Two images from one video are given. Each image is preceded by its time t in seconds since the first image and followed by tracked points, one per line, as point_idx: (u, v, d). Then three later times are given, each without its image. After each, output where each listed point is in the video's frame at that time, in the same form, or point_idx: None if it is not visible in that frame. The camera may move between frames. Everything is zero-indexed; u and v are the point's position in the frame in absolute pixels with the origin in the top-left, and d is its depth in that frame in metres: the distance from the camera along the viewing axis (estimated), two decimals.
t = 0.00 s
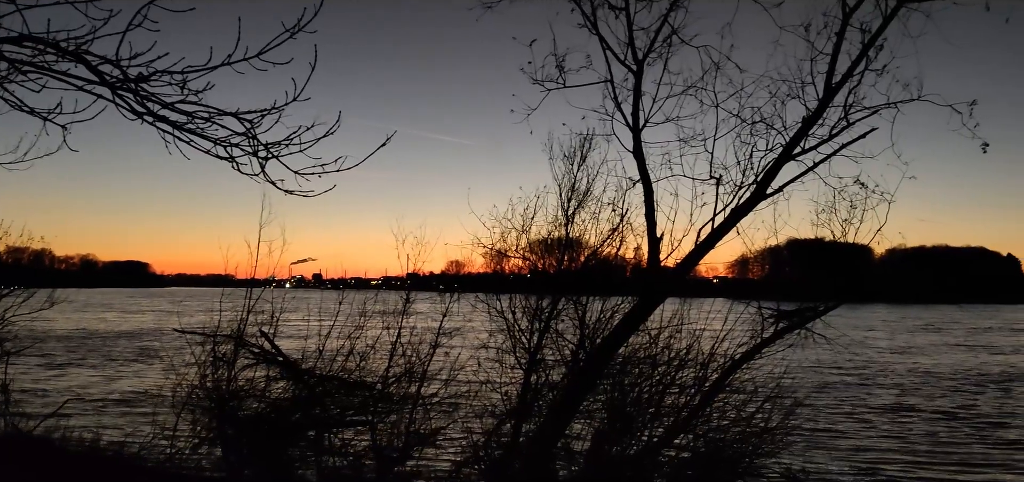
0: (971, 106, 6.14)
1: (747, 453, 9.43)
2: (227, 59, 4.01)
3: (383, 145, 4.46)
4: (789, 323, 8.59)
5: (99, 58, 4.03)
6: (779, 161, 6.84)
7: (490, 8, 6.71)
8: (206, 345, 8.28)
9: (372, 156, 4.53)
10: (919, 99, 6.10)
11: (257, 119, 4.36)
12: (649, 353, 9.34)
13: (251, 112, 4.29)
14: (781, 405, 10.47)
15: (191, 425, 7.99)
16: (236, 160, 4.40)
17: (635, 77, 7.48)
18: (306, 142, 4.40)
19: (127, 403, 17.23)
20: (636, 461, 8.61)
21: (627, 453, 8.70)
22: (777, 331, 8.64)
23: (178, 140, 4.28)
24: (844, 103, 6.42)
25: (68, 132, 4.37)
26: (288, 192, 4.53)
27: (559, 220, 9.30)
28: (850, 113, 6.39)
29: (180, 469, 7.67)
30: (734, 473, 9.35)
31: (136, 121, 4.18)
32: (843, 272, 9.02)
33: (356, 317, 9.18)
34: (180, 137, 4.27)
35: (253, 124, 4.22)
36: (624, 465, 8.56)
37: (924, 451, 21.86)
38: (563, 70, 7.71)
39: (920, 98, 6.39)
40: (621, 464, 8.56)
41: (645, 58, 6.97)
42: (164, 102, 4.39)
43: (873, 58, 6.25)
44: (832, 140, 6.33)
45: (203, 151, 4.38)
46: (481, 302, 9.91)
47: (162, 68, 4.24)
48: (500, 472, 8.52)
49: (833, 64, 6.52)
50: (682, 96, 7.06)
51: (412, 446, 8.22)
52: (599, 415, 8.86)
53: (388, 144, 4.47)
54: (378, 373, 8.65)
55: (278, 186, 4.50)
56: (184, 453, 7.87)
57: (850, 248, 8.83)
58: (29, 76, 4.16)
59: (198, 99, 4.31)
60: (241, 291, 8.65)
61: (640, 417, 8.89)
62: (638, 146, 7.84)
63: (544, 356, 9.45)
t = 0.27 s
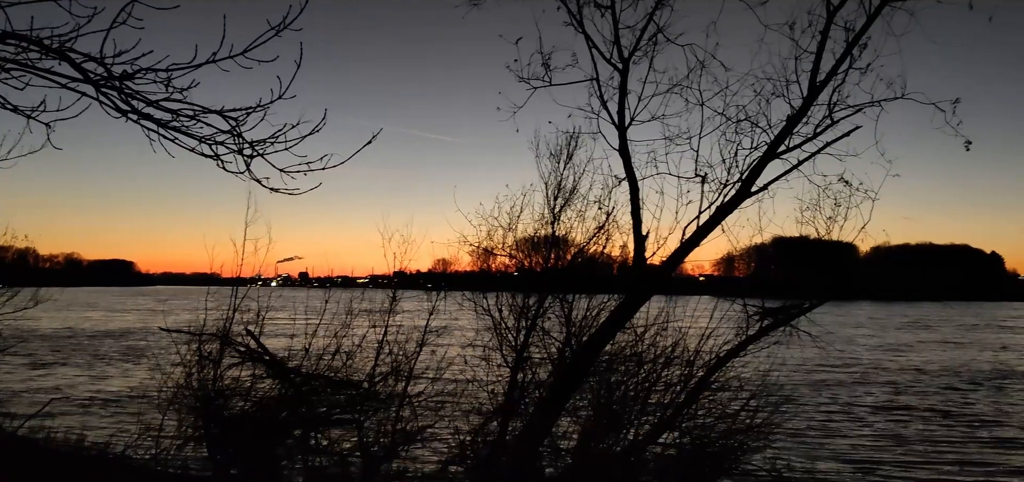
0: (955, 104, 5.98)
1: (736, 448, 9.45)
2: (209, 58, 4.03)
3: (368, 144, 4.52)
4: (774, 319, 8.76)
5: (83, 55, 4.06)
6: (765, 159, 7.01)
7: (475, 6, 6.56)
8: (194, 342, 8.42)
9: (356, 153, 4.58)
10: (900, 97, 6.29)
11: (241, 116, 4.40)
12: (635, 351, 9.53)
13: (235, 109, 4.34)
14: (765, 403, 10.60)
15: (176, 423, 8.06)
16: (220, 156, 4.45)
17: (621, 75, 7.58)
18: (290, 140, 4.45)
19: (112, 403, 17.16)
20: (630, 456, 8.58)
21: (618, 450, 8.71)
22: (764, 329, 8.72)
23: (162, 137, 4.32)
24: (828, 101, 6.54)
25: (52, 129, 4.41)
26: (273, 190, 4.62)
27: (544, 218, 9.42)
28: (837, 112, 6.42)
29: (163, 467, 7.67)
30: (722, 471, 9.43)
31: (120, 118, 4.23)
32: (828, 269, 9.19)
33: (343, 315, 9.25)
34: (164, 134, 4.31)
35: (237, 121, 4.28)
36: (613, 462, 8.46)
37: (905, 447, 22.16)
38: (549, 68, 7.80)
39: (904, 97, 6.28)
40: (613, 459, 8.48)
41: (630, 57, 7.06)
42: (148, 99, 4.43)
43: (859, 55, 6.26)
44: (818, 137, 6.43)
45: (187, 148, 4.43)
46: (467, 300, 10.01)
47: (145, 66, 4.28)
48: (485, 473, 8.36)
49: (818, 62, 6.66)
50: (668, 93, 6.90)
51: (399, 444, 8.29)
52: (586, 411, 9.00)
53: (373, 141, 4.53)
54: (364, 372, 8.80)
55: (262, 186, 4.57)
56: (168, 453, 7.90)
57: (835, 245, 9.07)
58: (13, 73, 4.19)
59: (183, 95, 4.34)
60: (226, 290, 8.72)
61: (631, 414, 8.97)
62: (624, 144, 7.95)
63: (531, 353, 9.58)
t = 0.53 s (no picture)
0: (938, 102, 6.50)
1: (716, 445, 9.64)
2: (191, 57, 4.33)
3: (348, 142, 4.75)
4: (756, 315, 8.94)
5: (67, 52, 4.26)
6: (746, 156, 7.16)
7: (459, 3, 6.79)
8: (175, 341, 8.45)
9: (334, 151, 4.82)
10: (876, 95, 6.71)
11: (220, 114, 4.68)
12: (618, 348, 9.64)
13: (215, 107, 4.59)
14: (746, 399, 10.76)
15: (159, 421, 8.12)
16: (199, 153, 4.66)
17: (604, 72, 7.74)
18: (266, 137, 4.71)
19: (94, 401, 17.09)
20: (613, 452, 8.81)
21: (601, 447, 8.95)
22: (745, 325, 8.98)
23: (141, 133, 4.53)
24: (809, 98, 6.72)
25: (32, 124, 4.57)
26: (254, 188, 4.90)
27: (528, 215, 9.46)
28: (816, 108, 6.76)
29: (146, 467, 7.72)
30: (703, 466, 9.60)
31: (100, 114, 4.43)
32: (808, 267, 9.49)
33: (326, 312, 9.28)
34: (144, 130, 4.51)
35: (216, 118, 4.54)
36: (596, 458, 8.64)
37: (882, 442, 22.57)
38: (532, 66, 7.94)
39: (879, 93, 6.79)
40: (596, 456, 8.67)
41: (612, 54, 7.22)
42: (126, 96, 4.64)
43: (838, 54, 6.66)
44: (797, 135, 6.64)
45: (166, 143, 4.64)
46: (450, 298, 10.05)
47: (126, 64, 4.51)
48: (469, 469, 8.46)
49: (798, 60, 6.87)
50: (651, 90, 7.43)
51: (382, 442, 8.36)
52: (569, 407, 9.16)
53: (354, 137, 4.77)
54: (347, 372, 8.85)
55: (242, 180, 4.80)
56: (151, 452, 8.00)
57: (816, 243, 9.33)
58: None
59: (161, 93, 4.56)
60: (209, 289, 8.81)
61: (614, 411, 9.13)
62: (606, 141, 8.10)
63: (515, 350, 9.71)
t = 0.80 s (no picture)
0: (914, 100, 7.11)
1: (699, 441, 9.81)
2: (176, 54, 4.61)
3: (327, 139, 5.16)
4: (739, 311, 9.14)
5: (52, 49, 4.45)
6: (729, 154, 7.35)
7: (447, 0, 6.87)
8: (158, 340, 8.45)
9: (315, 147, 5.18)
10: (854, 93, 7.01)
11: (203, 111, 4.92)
12: (604, 344, 9.76)
13: (198, 104, 4.86)
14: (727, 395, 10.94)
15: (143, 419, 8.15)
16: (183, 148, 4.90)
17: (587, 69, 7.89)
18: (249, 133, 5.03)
19: (75, 401, 16.98)
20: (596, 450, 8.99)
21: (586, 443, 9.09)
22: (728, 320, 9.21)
23: (125, 128, 4.73)
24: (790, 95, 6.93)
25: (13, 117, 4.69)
26: (236, 184, 5.15)
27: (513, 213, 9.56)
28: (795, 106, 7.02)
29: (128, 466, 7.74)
30: (686, 462, 9.75)
31: (85, 109, 4.62)
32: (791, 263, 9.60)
33: (310, 310, 9.27)
34: (127, 126, 4.73)
35: (201, 115, 4.82)
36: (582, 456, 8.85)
37: (863, 438, 22.81)
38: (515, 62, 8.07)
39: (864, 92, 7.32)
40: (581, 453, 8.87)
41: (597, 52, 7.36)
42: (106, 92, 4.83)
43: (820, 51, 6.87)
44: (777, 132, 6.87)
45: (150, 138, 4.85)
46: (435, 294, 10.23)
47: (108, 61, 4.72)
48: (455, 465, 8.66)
49: (781, 58, 7.08)
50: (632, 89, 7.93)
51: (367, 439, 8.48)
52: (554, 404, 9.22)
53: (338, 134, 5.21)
54: (332, 369, 8.82)
55: (223, 173, 5.10)
56: (133, 450, 8.05)
57: (800, 239, 9.48)
58: None
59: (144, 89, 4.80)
60: (193, 285, 8.82)
61: (600, 408, 9.26)
62: (591, 139, 8.25)
63: (501, 347, 9.80)
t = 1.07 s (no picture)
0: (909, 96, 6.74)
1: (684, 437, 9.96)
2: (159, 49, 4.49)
3: (319, 134, 4.88)
4: (725, 307, 9.28)
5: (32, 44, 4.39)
6: (714, 150, 7.49)
7: None
8: (144, 337, 8.46)
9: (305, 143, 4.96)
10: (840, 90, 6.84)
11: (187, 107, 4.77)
12: (590, 340, 9.90)
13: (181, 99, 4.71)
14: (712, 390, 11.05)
15: (128, 416, 8.16)
16: (168, 145, 4.76)
17: (574, 66, 7.99)
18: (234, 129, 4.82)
19: (58, 399, 16.88)
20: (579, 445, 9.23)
21: (572, 439, 9.24)
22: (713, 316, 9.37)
23: (107, 124, 4.64)
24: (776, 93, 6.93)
25: None
26: (222, 180, 5.00)
27: (501, 210, 9.60)
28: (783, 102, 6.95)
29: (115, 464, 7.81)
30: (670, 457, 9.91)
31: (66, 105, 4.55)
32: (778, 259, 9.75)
33: (297, 308, 9.42)
34: (110, 122, 4.63)
35: (183, 110, 4.67)
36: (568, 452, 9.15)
37: (846, 434, 23.06)
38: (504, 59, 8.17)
39: (852, 89, 6.89)
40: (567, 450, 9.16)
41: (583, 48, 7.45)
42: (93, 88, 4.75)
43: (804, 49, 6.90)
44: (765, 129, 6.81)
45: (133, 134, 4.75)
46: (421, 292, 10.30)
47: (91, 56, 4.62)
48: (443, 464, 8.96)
49: (767, 55, 7.20)
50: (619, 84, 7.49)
51: (354, 434, 8.52)
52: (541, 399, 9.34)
53: (325, 131, 4.92)
54: (319, 365, 8.80)
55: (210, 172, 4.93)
56: (118, 448, 8.03)
57: (785, 235, 9.65)
58: None
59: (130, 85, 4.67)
60: (179, 282, 8.82)
61: (585, 404, 9.41)
62: (577, 135, 8.35)
63: (488, 343, 9.89)
